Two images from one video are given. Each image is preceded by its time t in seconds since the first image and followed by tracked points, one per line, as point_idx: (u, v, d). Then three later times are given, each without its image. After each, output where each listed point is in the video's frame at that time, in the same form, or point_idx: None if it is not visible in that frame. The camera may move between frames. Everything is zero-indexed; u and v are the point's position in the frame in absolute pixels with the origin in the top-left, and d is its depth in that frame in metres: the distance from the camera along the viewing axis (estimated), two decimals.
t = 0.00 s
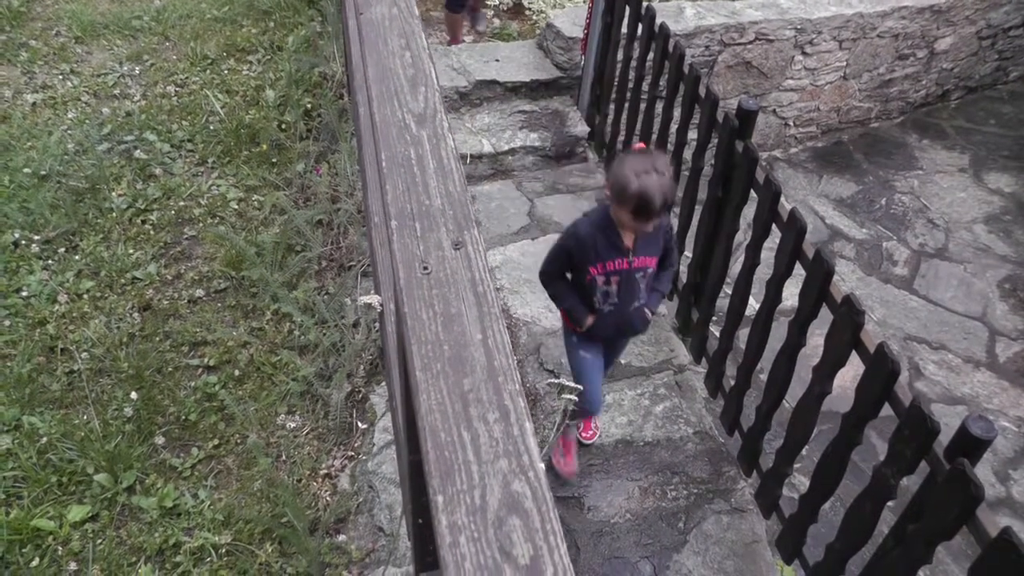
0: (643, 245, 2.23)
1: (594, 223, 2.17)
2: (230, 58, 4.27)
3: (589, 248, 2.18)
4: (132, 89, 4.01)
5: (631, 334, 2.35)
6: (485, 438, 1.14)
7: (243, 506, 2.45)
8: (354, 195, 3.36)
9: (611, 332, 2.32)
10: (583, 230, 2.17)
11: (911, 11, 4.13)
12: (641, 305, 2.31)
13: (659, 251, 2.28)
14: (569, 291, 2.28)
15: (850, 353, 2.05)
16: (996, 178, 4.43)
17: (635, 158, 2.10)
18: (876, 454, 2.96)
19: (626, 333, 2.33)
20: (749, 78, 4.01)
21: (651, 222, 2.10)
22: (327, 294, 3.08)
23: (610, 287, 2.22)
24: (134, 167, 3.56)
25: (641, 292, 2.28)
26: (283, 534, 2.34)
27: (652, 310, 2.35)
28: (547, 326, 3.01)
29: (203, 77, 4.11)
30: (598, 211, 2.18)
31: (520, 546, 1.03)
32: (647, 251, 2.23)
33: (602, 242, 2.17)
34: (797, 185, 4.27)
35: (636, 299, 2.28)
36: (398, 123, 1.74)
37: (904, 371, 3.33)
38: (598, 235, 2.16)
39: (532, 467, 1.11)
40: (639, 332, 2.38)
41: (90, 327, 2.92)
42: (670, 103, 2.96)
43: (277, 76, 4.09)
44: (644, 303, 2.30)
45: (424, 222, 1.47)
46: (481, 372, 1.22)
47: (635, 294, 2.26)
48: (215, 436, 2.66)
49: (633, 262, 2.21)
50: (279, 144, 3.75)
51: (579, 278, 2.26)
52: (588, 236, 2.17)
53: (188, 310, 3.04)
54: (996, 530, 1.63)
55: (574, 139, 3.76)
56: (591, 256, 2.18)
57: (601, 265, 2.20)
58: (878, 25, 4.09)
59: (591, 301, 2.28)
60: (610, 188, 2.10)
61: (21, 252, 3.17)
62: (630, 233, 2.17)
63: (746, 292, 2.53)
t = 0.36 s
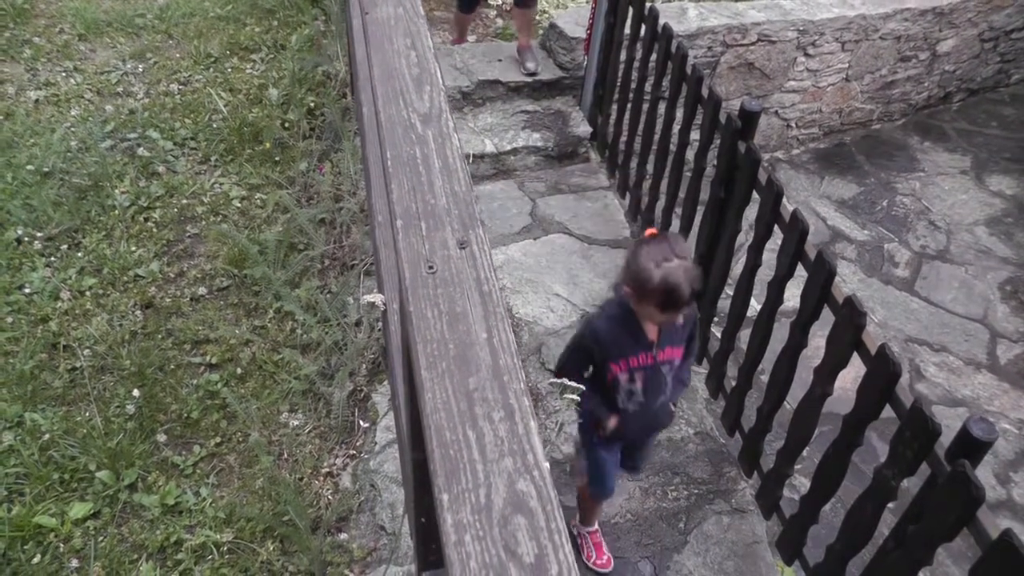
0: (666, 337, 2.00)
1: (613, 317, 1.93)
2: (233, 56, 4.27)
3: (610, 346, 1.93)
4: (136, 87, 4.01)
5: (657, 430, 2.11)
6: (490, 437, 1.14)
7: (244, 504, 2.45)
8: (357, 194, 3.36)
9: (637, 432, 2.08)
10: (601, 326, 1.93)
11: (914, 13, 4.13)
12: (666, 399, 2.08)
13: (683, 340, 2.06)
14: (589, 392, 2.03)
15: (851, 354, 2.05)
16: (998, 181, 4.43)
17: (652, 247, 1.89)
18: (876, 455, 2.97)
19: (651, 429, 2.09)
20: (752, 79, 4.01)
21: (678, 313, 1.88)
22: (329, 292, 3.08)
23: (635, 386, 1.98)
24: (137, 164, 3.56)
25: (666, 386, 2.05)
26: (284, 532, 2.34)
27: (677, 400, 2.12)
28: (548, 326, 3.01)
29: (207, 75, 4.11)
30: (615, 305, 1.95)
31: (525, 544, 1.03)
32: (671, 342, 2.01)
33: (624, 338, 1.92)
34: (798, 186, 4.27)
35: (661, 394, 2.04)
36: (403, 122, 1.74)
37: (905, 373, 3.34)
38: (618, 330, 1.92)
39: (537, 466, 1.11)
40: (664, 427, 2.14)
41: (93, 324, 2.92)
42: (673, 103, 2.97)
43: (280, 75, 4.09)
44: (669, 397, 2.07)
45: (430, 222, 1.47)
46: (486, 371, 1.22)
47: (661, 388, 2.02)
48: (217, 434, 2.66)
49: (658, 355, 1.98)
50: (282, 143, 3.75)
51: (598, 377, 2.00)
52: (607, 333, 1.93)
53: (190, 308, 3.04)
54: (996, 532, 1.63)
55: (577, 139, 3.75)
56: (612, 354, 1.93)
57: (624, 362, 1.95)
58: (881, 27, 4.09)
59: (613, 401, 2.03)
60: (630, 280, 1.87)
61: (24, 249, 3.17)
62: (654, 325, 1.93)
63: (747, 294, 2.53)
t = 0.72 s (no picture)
0: (708, 429, 1.87)
1: (654, 413, 1.79)
2: (236, 55, 4.28)
3: (650, 444, 1.79)
4: (139, 85, 4.02)
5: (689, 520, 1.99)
6: (494, 434, 1.14)
7: (246, 502, 2.46)
8: (359, 193, 3.37)
9: (670, 523, 1.97)
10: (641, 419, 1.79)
11: (915, 15, 4.14)
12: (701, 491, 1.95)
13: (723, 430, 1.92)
14: (620, 487, 1.89)
15: (852, 355, 2.06)
16: (999, 183, 4.44)
17: (699, 337, 1.76)
18: (876, 457, 2.97)
19: (684, 520, 1.97)
20: (753, 80, 4.01)
21: (728, 411, 1.74)
22: (331, 291, 3.08)
23: (674, 483, 1.84)
24: (140, 162, 3.57)
25: (703, 479, 1.92)
26: (286, 530, 2.34)
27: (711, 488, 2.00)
28: (549, 326, 3.02)
29: (210, 73, 4.12)
30: (654, 397, 1.81)
31: (529, 539, 1.03)
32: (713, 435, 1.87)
33: (666, 436, 1.78)
34: (800, 187, 4.28)
35: (698, 487, 1.91)
36: (408, 121, 1.74)
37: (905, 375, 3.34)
38: (659, 427, 1.78)
39: (542, 463, 1.11)
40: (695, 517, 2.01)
41: (95, 321, 2.93)
42: (675, 104, 2.97)
43: (283, 73, 4.10)
44: (705, 488, 1.95)
45: (435, 220, 1.47)
46: (491, 368, 1.23)
47: (699, 482, 1.90)
48: (219, 431, 2.66)
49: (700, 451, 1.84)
50: (285, 141, 3.75)
51: (634, 473, 1.86)
52: (647, 429, 1.79)
53: (192, 306, 3.05)
54: (996, 533, 1.63)
55: (579, 139, 3.75)
56: (653, 453, 1.79)
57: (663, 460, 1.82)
58: (882, 28, 4.10)
59: (647, 495, 1.90)
60: (675, 376, 1.73)
61: (27, 246, 3.18)
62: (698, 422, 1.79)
63: (749, 294, 2.54)
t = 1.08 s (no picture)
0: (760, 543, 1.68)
1: (703, 518, 1.62)
2: (239, 53, 4.28)
3: (694, 551, 1.62)
4: (142, 83, 4.03)
5: None
6: (501, 430, 1.15)
7: (248, 499, 2.46)
8: (363, 192, 3.37)
9: None
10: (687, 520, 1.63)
11: (917, 17, 4.14)
12: None
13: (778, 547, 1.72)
14: None
15: (853, 356, 2.06)
16: (1000, 184, 4.44)
17: (767, 448, 1.58)
18: (876, 458, 2.97)
19: None
20: (755, 81, 4.02)
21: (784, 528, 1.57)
22: (334, 289, 3.08)
23: None
24: (143, 160, 3.57)
25: None
26: (288, 527, 2.35)
27: None
28: (550, 326, 3.03)
29: (213, 72, 4.12)
30: (706, 499, 1.64)
31: (536, 535, 1.04)
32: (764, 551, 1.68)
33: (712, 543, 1.61)
34: (801, 189, 4.28)
35: None
36: (414, 119, 1.74)
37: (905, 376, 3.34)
38: (706, 533, 1.61)
39: (547, 460, 1.11)
40: None
41: (98, 318, 2.93)
42: (676, 105, 2.97)
43: (286, 72, 4.10)
44: None
45: (441, 218, 1.48)
46: (497, 365, 1.23)
47: None
48: (221, 429, 2.66)
49: (748, 565, 1.65)
50: (288, 140, 3.75)
51: None
52: (692, 531, 1.62)
53: (195, 303, 3.05)
54: (997, 533, 1.63)
55: (580, 139, 3.75)
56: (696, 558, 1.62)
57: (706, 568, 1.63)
58: (884, 30, 4.10)
59: None
60: (732, 486, 1.57)
61: (30, 243, 3.18)
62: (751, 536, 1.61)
63: (750, 295, 2.54)
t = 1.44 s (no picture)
0: None
1: None
2: (241, 52, 4.28)
3: None
4: (144, 81, 4.03)
5: None
6: (506, 430, 1.15)
7: (250, 497, 2.46)
8: (365, 191, 3.38)
9: None
10: None
11: (918, 18, 4.14)
12: None
13: None
14: None
15: (854, 358, 2.06)
16: (1001, 186, 4.44)
17: None
18: (877, 459, 2.97)
19: None
20: (757, 82, 4.02)
21: None
22: (337, 288, 3.09)
23: None
24: (145, 158, 3.58)
25: None
26: (290, 526, 2.35)
27: None
28: (550, 326, 3.03)
29: (216, 70, 4.13)
30: None
31: (541, 535, 1.04)
32: None
33: None
34: (802, 190, 4.28)
35: None
36: (419, 119, 1.75)
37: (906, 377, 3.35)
38: None
39: (552, 460, 1.11)
40: None
41: (100, 316, 2.93)
42: (678, 105, 2.97)
43: (289, 71, 4.11)
44: None
45: (446, 218, 1.48)
46: (503, 366, 1.23)
47: None
48: (223, 427, 2.67)
49: None
50: (290, 139, 3.76)
51: None
52: None
53: (197, 302, 3.05)
54: (998, 536, 1.64)
55: (582, 139, 3.75)
56: None
57: None
58: (886, 31, 4.10)
59: None
60: None
61: (32, 241, 3.18)
62: None
63: (751, 296, 2.54)
